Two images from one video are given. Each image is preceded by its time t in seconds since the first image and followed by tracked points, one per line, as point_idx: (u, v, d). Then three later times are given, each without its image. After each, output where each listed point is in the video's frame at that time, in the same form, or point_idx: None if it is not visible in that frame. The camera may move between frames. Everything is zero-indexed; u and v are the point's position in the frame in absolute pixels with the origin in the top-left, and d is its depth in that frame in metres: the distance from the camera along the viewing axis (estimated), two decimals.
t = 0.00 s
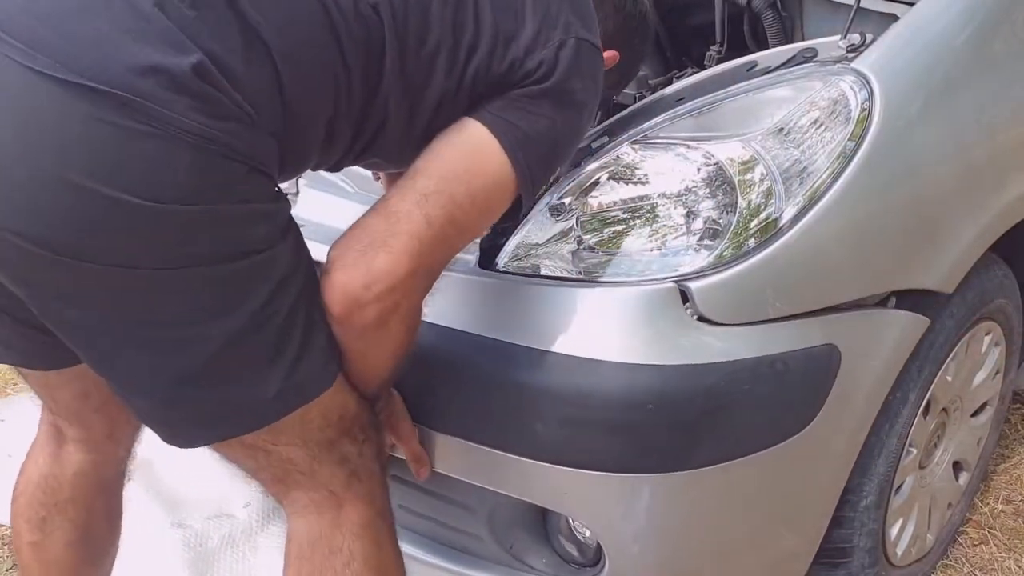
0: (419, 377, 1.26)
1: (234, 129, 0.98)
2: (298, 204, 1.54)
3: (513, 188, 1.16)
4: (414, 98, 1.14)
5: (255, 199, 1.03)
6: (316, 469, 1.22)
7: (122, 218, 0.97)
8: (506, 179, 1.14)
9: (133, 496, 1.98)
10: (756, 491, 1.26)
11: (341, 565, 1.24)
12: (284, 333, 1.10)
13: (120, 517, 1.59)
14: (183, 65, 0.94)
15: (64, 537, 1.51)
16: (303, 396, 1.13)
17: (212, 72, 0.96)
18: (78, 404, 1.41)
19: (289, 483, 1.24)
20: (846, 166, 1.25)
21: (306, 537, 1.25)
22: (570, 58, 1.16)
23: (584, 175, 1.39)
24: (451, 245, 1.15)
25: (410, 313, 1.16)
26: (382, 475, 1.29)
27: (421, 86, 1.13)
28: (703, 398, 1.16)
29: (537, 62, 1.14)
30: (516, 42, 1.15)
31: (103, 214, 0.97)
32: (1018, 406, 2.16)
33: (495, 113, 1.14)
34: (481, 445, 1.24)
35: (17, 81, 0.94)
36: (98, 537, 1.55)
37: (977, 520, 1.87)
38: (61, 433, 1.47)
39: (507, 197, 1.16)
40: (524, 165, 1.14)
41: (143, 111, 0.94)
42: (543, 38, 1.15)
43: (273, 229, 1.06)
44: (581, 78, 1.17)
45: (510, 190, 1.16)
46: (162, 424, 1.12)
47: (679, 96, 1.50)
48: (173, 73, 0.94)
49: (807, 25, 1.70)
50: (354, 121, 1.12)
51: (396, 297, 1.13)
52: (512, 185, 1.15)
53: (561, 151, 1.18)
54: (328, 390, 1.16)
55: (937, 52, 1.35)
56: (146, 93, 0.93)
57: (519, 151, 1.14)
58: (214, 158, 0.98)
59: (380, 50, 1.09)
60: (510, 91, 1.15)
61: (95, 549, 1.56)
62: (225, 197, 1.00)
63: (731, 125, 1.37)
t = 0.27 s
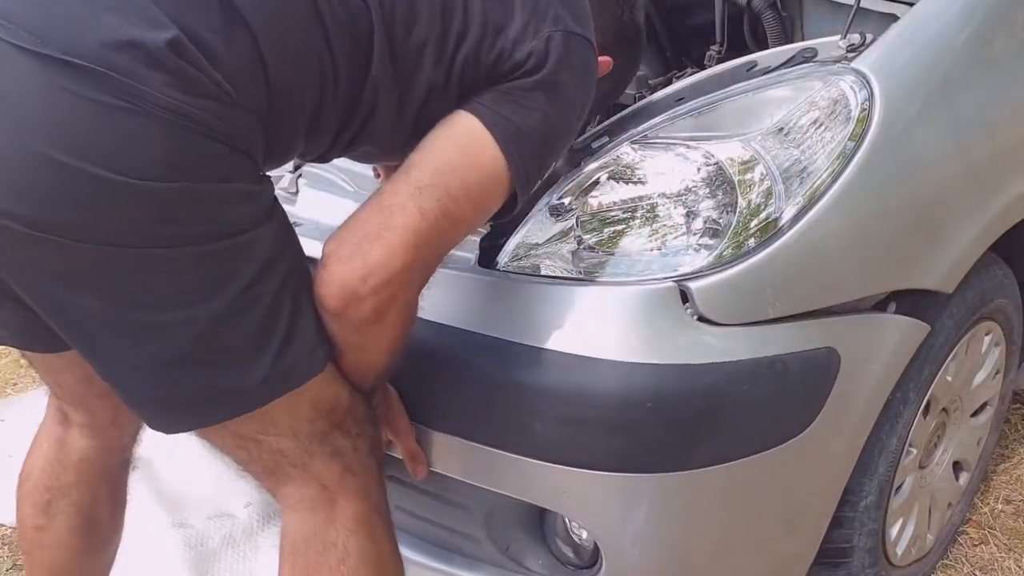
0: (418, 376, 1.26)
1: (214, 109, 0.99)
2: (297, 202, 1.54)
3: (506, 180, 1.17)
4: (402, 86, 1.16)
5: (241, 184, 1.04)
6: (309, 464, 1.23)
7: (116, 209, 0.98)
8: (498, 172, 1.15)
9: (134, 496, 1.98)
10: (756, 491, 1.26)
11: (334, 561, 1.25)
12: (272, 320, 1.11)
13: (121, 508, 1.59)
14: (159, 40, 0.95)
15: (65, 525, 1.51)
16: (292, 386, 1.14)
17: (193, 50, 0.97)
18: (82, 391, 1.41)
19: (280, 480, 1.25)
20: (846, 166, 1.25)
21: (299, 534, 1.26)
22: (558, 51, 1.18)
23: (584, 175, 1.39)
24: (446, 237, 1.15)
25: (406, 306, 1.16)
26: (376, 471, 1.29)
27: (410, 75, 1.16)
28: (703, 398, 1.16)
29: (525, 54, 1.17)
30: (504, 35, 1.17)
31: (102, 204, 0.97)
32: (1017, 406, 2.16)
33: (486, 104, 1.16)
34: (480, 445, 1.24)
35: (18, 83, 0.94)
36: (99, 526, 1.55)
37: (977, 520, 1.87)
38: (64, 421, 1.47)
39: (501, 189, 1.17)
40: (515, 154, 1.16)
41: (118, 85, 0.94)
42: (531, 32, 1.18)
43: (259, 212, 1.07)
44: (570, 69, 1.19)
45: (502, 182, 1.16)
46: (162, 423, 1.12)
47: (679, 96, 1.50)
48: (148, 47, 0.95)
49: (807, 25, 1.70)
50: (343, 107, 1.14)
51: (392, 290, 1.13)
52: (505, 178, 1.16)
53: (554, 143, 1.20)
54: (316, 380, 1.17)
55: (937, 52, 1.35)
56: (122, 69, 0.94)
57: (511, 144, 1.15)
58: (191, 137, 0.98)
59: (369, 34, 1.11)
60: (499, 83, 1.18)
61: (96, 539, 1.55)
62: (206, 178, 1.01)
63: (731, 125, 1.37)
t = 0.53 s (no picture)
0: (418, 377, 1.26)
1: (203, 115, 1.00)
2: (296, 202, 1.55)
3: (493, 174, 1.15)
4: (391, 88, 1.15)
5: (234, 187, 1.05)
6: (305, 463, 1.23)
7: (116, 214, 0.99)
8: (485, 165, 1.13)
9: (135, 495, 1.98)
10: (757, 491, 1.26)
11: (333, 557, 1.26)
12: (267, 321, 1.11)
13: (120, 511, 1.58)
14: (152, 47, 0.97)
15: (63, 526, 1.51)
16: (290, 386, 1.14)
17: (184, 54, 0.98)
18: (80, 395, 1.41)
19: (278, 478, 1.26)
20: (846, 166, 1.25)
21: (299, 532, 1.27)
22: (549, 52, 1.15)
23: (584, 176, 1.39)
24: (432, 231, 1.13)
25: (392, 301, 1.15)
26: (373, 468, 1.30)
27: (401, 75, 1.14)
28: (703, 398, 1.16)
29: (514, 55, 1.14)
30: (495, 35, 1.14)
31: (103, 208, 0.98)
32: (1017, 406, 2.16)
33: (473, 103, 1.14)
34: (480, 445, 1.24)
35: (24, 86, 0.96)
36: (98, 528, 1.55)
37: (977, 520, 1.87)
38: (63, 423, 1.47)
39: (488, 183, 1.15)
40: (500, 154, 1.13)
41: (113, 92, 0.96)
42: (521, 32, 1.14)
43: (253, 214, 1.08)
44: (559, 71, 1.16)
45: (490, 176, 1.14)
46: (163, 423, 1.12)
47: (679, 96, 1.50)
48: (140, 53, 0.97)
49: (807, 25, 1.70)
50: (330, 107, 1.12)
51: (375, 283, 1.12)
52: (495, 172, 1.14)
53: (540, 142, 1.17)
54: (312, 378, 1.17)
55: (937, 52, 1.35)
56: (116, 76, 0.96)
57: (498, 141, 1.13)
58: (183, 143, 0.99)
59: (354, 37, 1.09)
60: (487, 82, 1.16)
61: (96, 540, 1.56)
62: (198, 182, 1.01)
63: (731, 125, 1.37)
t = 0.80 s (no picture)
0: (419, 376, 1.26)
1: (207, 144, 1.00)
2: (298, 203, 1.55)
3: (479, 192, 1.15)
4: (389, 108, 1.15)
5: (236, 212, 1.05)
6: (307, 459, 1.24)
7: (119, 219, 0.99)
8: (474, 184, 1.14)
9: (135, 496, 1.98)
10: (757, 490, 1.26)
11: (335, 549, 1.27)
12: (267, 334, 1.11)
13: (119, 516, 1.59)
14: (155, 75, 0.97)
15: (64, 531, 1.51)
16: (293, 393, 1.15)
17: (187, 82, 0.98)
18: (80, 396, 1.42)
19: (283, 473, 1.27)
20: (845, 166, 1.25)
21: (302, 526, 1.28)
22: (541, 73, 1.16)
23: (585, 176, 1.40)
24: (418, 247, 1.13)
25: (377, 315, 1.14)
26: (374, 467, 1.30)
27: (397, 96, 1.14)
28: (704, 397, 1.16)
29: (508, 75, 1.16)
30: (489, 56, 1.16)
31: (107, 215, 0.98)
32: (1016, 406, 2.17)
33: (466, 120, 1.15)
34: (481, 444, 1.24)
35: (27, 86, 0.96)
36: (99, 533, 1.55)
37: (976, 519, 1.88)
38: (63, 426, 1.48)
39: (474, 200, 1.15)
40: (490, 173, 1.15)
41: (118, 121, 0.96)
42: (514, 53, 1.16)
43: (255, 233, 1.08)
44: (552, 94, 1.18)
45: (476, 193, 1.15)
46: (166, 422, 1.13)
47: (679, 96, 1.50)
48: (144, 82, 0.96)
49: (807, 25, 1.71)
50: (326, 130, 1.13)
51: (362, 297, 1.11)
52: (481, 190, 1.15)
53: (525, 165, 1.19)
54: (311, 388, 1.17)
55: (935, 52, 1.36)
56: (121, 106, 0.96)
57: (487, 160, 1.14)
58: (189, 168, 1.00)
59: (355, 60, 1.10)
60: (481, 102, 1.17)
61: (97, 546, 1.56)
62: (205, 206, 1.02)
63: (731, 125, 1.37)
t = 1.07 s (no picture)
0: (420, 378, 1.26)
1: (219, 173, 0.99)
2: (300, 208, 1.55)
3: (481, 203, 1.14)
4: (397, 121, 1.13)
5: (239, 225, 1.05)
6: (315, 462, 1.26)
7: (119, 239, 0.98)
8: (474, 195, 1.13)
9: (134, 496, 1.98)
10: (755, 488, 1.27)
11: (341, 546, 1.29)
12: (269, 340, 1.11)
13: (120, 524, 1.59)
14: (167, 121, 0.95)
15: (66, 539, 1.51)
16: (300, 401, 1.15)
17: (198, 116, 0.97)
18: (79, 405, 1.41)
19: (292, 476, 1.29)
20: (845, 166, 1.25)
21: (310, 528, 1.30)
22: (548, 81, 1.14)
23: (585, 176, 1.40)
24: (418, 259, 1.14)
25: (379, 327, 1.16)
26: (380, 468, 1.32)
27: (405, 109, 1.12)
28: (705, 398, 1.16)
29: (515, 84, 1.14)
30: (497, 64, 1.13)
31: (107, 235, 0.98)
32: (1016, 405, 2.17)
33: (471, 131, 1.13)
34: (482, 444, 1.24)
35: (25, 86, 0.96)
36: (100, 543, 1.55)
37: (976, 519, 1.88)
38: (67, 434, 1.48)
39: (475, 211, 1.15)
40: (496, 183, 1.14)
41: (129, 167, 0.95)
42: (521, 60, 1.14)
43: (264, 250, 1.08)
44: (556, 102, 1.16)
45: (478, 205, 1.14)
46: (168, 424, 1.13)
47: (679, 96, 1.50)
48: (155, 129, 0.95)
49: (807, 25, 1.71)
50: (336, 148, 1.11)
51: (363, 311, 1.13)
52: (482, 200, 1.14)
53: (531, 170, 1.17)
54: (320, 400, 1.18)
55: (936, 52, 1.36)
56: (130, 152, 0.94)
57: (489, 169, 1.13)
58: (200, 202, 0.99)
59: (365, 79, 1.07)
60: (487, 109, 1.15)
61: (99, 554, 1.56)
62: (216, 241, 1.02)
63: (731, 125, 1.37)
